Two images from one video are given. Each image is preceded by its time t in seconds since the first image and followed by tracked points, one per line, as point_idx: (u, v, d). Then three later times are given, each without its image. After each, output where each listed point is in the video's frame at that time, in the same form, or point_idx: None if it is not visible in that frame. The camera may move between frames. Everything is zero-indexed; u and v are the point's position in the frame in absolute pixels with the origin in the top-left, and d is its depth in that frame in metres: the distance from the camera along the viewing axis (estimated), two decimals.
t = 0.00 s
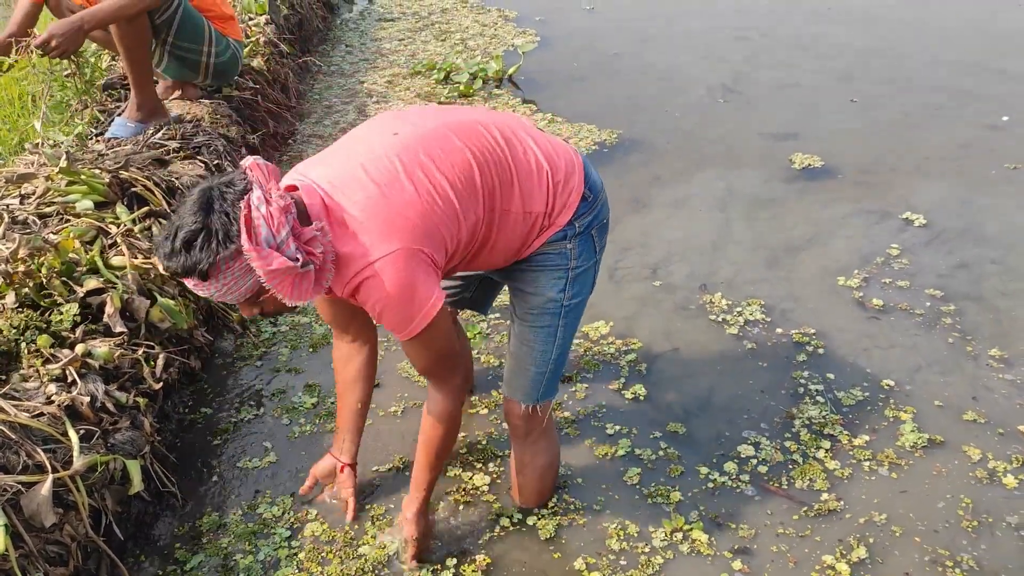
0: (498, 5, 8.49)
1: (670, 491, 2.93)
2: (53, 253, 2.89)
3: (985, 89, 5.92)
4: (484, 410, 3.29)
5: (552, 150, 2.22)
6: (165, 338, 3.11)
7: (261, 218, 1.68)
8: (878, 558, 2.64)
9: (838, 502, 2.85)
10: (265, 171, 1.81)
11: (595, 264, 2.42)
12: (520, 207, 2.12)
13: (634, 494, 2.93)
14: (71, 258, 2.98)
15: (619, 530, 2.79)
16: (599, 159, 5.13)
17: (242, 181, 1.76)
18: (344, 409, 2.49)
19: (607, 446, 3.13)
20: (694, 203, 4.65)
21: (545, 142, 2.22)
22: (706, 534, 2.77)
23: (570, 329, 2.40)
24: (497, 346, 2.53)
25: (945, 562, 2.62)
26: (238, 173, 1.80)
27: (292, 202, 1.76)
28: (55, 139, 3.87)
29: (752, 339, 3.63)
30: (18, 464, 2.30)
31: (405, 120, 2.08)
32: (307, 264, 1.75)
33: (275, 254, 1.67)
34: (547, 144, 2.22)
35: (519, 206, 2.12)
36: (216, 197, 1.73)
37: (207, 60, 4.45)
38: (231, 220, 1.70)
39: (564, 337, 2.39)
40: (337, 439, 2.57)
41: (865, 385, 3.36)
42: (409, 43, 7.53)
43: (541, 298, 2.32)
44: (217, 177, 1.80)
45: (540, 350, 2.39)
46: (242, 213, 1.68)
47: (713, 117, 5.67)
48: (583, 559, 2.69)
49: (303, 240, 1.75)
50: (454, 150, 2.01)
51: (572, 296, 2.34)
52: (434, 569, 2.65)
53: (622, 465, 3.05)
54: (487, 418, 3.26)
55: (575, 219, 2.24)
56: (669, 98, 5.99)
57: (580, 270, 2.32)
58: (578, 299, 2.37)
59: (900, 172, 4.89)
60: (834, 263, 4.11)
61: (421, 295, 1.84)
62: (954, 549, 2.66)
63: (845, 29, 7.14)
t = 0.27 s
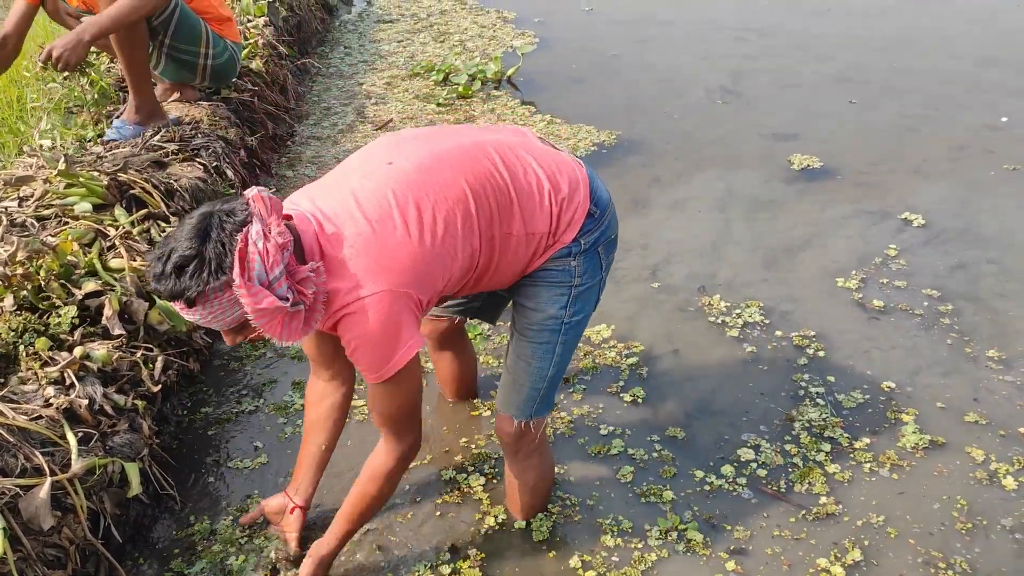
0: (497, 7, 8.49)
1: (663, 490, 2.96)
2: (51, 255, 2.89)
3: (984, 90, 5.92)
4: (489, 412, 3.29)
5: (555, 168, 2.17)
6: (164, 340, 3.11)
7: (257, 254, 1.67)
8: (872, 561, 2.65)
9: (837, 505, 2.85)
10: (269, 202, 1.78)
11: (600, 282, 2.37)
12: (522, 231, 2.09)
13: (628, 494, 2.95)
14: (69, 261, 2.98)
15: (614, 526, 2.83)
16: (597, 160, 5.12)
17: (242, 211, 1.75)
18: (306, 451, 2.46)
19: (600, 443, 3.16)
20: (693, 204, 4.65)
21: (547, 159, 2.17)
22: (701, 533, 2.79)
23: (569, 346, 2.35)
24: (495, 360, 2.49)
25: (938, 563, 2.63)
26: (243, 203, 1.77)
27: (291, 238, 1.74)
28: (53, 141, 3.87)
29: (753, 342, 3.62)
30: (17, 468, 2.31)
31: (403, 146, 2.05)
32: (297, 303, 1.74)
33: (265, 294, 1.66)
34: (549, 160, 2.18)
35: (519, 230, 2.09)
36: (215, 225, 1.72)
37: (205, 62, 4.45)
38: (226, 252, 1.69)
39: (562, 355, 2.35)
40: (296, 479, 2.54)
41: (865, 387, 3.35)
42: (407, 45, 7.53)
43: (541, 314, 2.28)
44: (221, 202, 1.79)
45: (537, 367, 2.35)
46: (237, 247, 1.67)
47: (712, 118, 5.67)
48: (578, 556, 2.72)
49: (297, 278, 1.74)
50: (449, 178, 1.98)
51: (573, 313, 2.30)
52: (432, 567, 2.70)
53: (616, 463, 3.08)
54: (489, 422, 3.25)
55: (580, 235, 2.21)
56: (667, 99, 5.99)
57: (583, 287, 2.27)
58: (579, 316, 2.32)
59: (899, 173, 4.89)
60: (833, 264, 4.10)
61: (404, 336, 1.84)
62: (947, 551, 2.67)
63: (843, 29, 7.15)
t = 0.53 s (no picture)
0: (497, 6, 8.49)
1: (658, 486, 2.98)
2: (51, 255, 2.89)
3: (984, 90, 5.92)
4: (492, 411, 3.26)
5: (562, 191, 2.13)
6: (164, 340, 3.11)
7: (242, 268, 1.70)
8: (869, 560, 2.66)
9: (836, 505, 2.85)
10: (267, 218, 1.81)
11: (612, 303, 2.32)
12: (521, 257, 2.07)
13: (623, 491, 2.97)
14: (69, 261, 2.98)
15: (609, 522, 2.85)
16: (598, 160, 5.12)
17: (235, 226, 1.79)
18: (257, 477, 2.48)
19: (596, 440, 3.18)
20: (693, 203, 4.65)
21: (555, 181, 2.14)
22: (699, 530, 2.81)
23: (573, 368, 2.32)
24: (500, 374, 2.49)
25: (933, 563, 2.64)
26: (240, 219, 1.81)
27: (279, 256, 1.77)
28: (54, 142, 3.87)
29: (755, 342, 3.62)
30: (17, 467, 2.31)
31: (408, 168, 2.06)
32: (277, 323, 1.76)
33: (244, 310, 1.69)
34: (557, 183, 2.14)
35: (519, 255, 2.06)
36: (209, 238, 1.76)
37: (205, 62, 4.45)
38: (213, 265, 1.72)
39: (565, 377, 2.32)
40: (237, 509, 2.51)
41: (867, 388, 3.35)
42: (407, 44, 7.53)
43: (545, 333, 2.26)
44: (219, 216, 1.83)
45: (538, 387, 2.33)
46: (225, 260, 1.71)
47: (712, 118, 5.67)
48: (573, 553, 2.75)
49: (281, 298, 1.76)
50: (443, 204, 1.97)
51: (578, 335, 2.26)
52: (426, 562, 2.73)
53: (613, 458, 3.10)
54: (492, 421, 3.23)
55: (589, 258, 2.16)
56: (667, 98, 5.99)
57: (590, 310, 2.23)
58: (585, 338, 2.28)
59: (899, 172, 4.89)
60: (834, 263, 4.10)
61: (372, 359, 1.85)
62: (946, 551, 2.67)
63: (842, 29, 7.15)
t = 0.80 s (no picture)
0: (498, 6, 8.49)
1: (654, 484, 2.99)
2: (54, 254, 2.90)
3: (985, 90, 5.92)
4: (495, 411, 3.26)
5: (571, 209, 2.12)
6: (167, 340, 3.12)
7: (238, 267, 1.74)
8: (864, 558, 2.66)
9: (836, 505, 2.85)
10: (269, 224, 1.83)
11: (622, 322, 2.32)
12: (522, 273, 2.07)
13: (619, 489, 2.98)
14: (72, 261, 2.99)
15: (604, 517, 2.87)
16: (599, 160, 5.13)
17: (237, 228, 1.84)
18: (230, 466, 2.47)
19: (592, 438, 3.19)
20: (694, 203, 4.66)
21: (565, 199, 2.13)
22: (697, 528, 2.81)
23: (577, 385, 2.31)
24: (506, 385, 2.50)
25: (929, 561, 2.63)
26: (244, 223, 1.86)
27: (277, 257, 1.81)
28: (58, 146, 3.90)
29: (757, 342, 3.62)
30: (20, 466, 2.32)
31: (419, 180, 2.08)
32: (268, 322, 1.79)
33: (234, 306, 1.72)
34: (568, 200, 2.13)
35: (521, 272, 2.07)
36: (211, 237, 1.81)
37: (207, 61, 4.45)
38: (211, 262, 1.77)
39: (569, 393, 2.31)
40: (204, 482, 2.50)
41: (869, 387, 3.35)
42: (409, 44, 7.54)
43: (550, 347, 2.26)
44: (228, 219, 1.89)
45: (542, 401, 2.32)
46: (222, 259, 1.75)
47: (713, 117, 5.67)
48: (570, 551, 2.74)
49: (275, 299, 1.80)
50: (445, 218, 1.98)
51: (584, 351, 2.25)
52: (423, 556, 2.73)
53: (608, 456, 3.12)
54: (495, 422, 3.22)
55: (597, 274, 2.17)
56: (668, 98, 5.99)
57: (596, 327, 2.23)
58: (591, 355, 2.27)
59: (900, 172, 4.89)
60: (836, 263, 4.10)
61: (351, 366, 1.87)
62: (941, 549, 2.67)
63: (844, 29, 7.15)
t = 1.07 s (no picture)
0: (500, 6, 8.49)
1: (649, 482, 2.99)
2: (57, 254, 2.90)
3: (988, 89, 5.91)
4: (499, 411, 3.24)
5: (568, 196, 2.12)
6: (168, 340, 3.12)
7: (231, 241, 1.76)
8: (860, 559, 2.66)
9: (837, 506, 2.85)
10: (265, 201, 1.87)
11: (619, 311, 2.30)
12: (518, 258, 2.07)
13: (615, 488, 2.98)
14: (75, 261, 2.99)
15: (597, 514, 2.87)
16: (601, 160, 5.12)
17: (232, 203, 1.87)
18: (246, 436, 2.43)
19: (589, 435, 3.20)
20: (696, 203, 4.65)
21: (562, 185, 2.13)
22: (694, 528, 2.82)
23: (577, 376, 2.30)
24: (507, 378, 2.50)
25: (926, 561, 2.63)
26: (239, 197, 1.89)
27: (270, 234, 1.83)
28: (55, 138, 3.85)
29: (762, 342, 3.61)
30: (23, 466, 2.33)
31: (417, 161, 2.09)
32: (258, 297, 1.81)
33: (226, 280, 1.75)
34: (565, 187, 2.13)
35: (518, 255, 2.07)
36: (205, 212, 1.84)
37: (209, 61, 4.45)
38: (204, 237, 1.79)
39: (569, 385, 2.31)
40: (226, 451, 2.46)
41: (873, 388, 3.34)
42: (410, 44, 7.54)
43: (547, 340, 2.26)
44: (225, 194, 1.91)
45: (542, 393, 2.32)
46: (215, 233, 1.77)
47: (715, 117, 5.67)
48: (566, 550, 2.74)
49: (266, 275, 1.82)
50: (442, 199, 1.99)
51: (582, 343, 2.25)
52: (423, 553, 2.73)
53: (603, 454, 3.12)
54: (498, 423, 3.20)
55: (592, 263, 2.15)
56: (670, 98, 5.99)
57: (593, 317, 2.22)
58: (589, 346, 2.26)
59: (902, 172, 4.89)
60: (839, 263, 4.10)
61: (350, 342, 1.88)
62: (938, 550, 2.67)
63: (846, 29, 7.14)
